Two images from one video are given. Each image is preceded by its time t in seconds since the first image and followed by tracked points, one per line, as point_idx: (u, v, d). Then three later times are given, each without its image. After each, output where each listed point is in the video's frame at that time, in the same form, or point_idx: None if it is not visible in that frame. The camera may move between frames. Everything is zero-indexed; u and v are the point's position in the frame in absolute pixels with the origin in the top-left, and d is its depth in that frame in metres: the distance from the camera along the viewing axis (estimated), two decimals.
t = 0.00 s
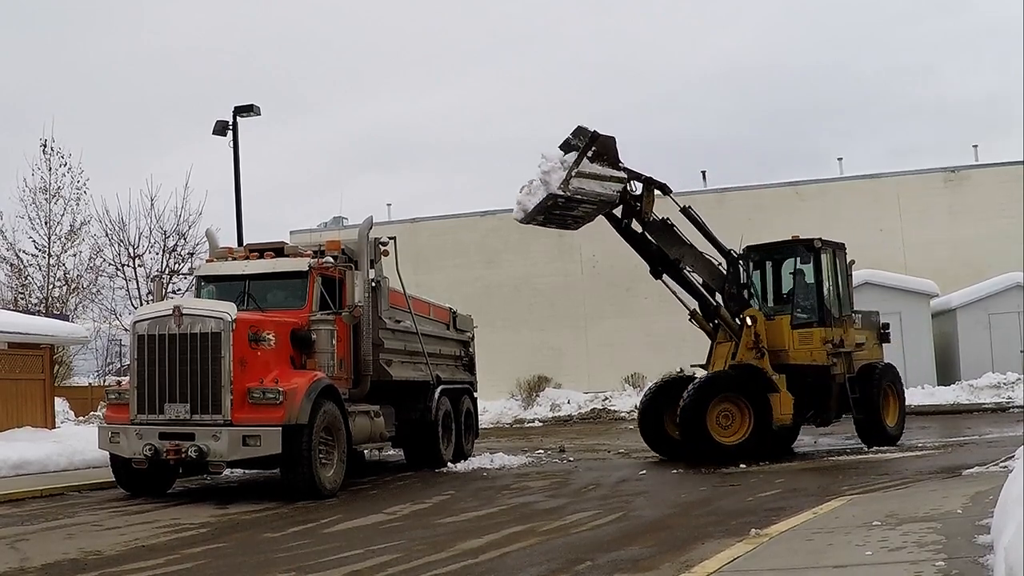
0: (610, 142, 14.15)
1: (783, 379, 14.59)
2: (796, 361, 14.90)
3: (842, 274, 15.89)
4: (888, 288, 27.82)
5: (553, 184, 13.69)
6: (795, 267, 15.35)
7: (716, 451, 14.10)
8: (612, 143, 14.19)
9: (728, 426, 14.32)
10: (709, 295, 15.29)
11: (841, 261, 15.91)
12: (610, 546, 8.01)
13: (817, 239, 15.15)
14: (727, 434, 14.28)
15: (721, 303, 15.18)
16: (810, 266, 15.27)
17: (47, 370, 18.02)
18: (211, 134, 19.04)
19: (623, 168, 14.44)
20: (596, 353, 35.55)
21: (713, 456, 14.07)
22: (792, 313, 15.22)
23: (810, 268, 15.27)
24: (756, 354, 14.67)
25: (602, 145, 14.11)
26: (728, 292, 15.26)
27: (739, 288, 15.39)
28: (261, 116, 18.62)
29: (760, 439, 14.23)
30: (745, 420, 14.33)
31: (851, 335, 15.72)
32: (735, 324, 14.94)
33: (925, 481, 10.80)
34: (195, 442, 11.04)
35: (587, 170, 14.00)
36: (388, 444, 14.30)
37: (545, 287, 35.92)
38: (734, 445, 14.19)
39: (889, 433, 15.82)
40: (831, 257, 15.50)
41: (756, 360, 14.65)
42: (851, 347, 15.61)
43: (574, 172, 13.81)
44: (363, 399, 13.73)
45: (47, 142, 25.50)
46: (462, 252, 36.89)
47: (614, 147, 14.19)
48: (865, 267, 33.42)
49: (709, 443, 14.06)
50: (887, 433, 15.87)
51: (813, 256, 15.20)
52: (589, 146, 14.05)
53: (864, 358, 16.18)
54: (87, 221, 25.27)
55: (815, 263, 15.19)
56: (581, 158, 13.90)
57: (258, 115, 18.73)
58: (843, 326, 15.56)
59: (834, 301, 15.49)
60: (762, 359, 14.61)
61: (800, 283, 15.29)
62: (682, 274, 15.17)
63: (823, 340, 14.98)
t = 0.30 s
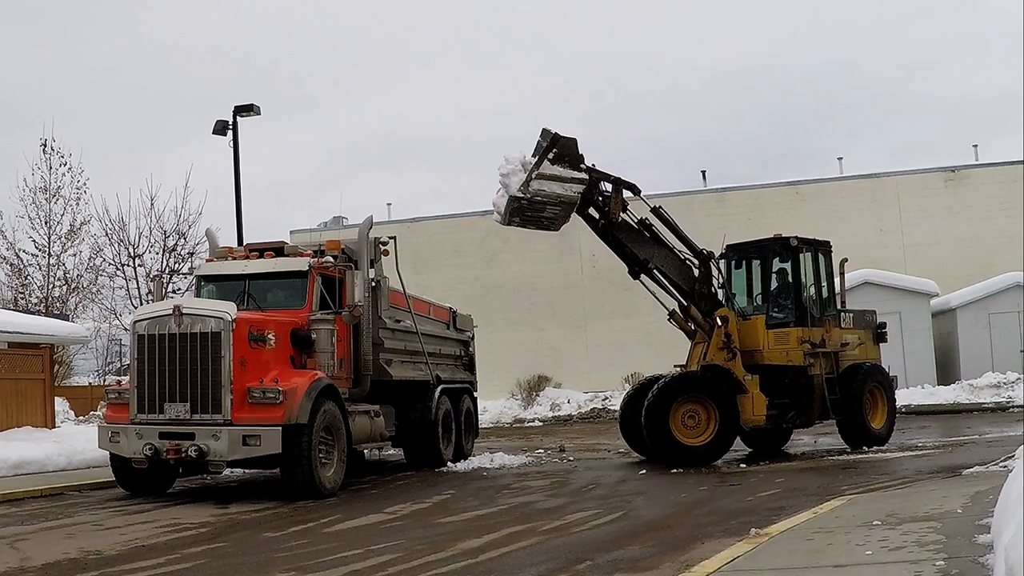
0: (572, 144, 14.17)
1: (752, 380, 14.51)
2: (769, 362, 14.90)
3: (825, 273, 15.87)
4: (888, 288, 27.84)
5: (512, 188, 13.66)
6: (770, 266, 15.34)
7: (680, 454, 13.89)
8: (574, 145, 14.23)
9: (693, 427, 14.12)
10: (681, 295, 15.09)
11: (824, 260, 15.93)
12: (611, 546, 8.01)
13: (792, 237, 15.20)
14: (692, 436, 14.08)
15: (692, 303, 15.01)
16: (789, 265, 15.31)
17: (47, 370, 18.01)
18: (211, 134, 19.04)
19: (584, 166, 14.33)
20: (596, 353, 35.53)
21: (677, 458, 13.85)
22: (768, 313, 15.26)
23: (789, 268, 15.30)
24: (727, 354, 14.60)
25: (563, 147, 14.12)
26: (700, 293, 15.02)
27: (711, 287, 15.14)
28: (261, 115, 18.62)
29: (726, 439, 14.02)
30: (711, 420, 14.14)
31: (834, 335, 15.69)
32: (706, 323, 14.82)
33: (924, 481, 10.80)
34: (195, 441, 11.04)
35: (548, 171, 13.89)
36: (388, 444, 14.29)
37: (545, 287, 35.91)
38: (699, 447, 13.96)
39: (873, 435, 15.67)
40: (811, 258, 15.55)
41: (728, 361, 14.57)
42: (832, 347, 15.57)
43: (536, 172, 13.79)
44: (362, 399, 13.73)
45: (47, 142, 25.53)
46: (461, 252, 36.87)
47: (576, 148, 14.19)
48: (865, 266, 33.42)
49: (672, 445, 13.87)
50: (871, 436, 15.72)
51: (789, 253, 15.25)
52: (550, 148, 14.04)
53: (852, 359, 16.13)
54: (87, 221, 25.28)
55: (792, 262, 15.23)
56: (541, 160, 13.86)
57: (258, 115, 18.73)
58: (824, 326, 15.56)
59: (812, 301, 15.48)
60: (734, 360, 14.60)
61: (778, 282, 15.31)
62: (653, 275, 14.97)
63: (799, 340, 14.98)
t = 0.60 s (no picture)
0: (533, 150, 14.27)
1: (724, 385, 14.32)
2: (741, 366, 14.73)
3: (804, 273, 15.68)
4: (888, 289, 27.90)
5: (473, 195, 13.58)
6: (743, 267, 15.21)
7: (642, 458, 13.98)
8: (535, 150, 14.29)
9: (657, 431, 14.14)
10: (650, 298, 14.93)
11: (803, 260, 15.73)
12: (612, 546, 8.04)
13: (765, 238, 15.06)
14: (656, 439, 14.11)
15: (661, 306, 14.86)
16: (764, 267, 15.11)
17: (47, 371, 18.02)
18: (211, 135, 19.06)
19: (544, 168, 14.45)
20: (596, 354, 35.53)
21: (640, 463, 13.95)
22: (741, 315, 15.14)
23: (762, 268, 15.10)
24: (697, 357, 14.41)
25: (524, 153, 14.21)
26: (667, 296, 14.76)
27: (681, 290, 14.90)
28: (261, 116, 18.63)
29: (689, 443, 13.96)
30: (675, 424, 14.10)
31: (813, 337, 15.56)
32: (675, 328, 14.76)
33: (924, 482, 10.82)
34: (195, 442, 11.04)
35: (509, 178, 13.94)
36: (388, 445, 14.31)
37: (545, 288, 35.93)
38: (661, 450, 14.00)
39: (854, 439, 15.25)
40: (786, 258, 15.40)
41: (698, 364, 14.39)
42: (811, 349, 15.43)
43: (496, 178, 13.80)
44: (363, 400, 13.74)
45: (47, 143, 25.58)
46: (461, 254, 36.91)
47: (536, 154, 14.28)
48: (865, 267, 33.44)
49: (633, 449, 13.97)
50: (851, 440, 15.33)
51: (762, 254, 15.07)
52: (511, 154, 14.13)
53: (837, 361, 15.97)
54: (87, 221, 25.31)
55: (767, 263, 15.03)
56: (502, 167, 13.89)
57: (258, 116, 18.74)
58: (801, 328, 15.40)
59: (788, 302, 15.31)
60: (703, 364, 14.40)
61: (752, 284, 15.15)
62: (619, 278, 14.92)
63: (772, 342, 14.85)
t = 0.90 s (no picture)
0: (495, 153, 14.12)
1: (693, 385, 14.04)
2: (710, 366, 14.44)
3: (780, 272, 15.29)
4: (888, 289, 27.93)
5: (438, 200, 13.70)
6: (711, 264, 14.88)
7: (604, 458, 13.95)
8: (499, 154, 14.20)
9: (621, 432, 14.06)
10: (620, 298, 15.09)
11: (780, 258, 15.35)
12: (611, 546, 8.01)
13: (733, 236, 14.75)
14: (619, 440, 14.04)
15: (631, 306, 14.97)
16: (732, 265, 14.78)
17: (47, 370, 18.00)
18: (211, 134, 19.05)
19: (512, 167, 14.50)
20: (596, 353, 35.50)
21: (601, 463, 13.90)
22: (710, 313, 14.77)
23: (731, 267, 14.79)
24: (663, 357, 14.23)
25: (487, 157, 14.10)
26: (634, 296, 14.86)
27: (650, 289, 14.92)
28: (260, 115, 18.63)
29: (650, 445, 13.84)
30: (640, 424, 13.99)
31: (790, 337, 15.11)
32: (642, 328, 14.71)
33: (924, 482, 10.79)
34: (195, 442, 11.03)
35: (472, 183, 13.91)
36: (388, 445, 14.29)
37: (545, 287, 35.92)
38: (623, 451, 13.93)
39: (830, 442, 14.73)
40: (759, 256, 15.05)
41: (664, 364, 14.21)
42: (787, 349, 14.99)
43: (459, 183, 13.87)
44: (362, 399, 13.73)
45: (47, 142, 25.60)
46: (462, 253, 36.93)
47: (498, 156, 14.12)
48: (865, 267, 33.42)
49: (593, 450, 13.92)
50: (826, 442, 14.75)
51: (730, 253, 14.78)
52: (474, 159, 14.08)
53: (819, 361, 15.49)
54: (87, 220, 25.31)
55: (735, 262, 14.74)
56: (466, 172, 13.89)
57: (258, 115, 18.73)
58: (776, 328, 14.97)
59: (760, 301, 14.91)
60: (671, 363, 14.16)
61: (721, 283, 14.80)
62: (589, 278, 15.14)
63: (742, 341, 14.52)
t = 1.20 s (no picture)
0: (458, 163, 13.78)
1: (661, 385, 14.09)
2: (678, 367, 14.46)
3: (756, 273, 15.04)
4: (889, 289, 27.93)
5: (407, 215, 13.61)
6: (681, 265, 14.87)
7: (570, 459, 14.03)
8: (462, 162, 13.88)
9: (588, 433, 14.14)
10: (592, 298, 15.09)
11: (756, 258, 15.10)
12: (611, 546, 8.00)
13: (702, 237, 14.66)
14: (586, 441, 14.11)
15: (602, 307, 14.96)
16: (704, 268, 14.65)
17: (47, 370, 18.00)
18: (211, 134, 19.05)
19: (480, 173, 14.19)
20: (596, 353, 35.51)
21: (567, 464, 13.99)
22: (680, 316, 14.71)
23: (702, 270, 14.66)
24: (632, 359, 14.29)
25: (450, 168, 13.81)
26: (603, 297, 14.82)
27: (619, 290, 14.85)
28: (260, 115, 18.62)
29: (615, 446, 13.89)
30: (605, 424, 14.05)
31: (765, 337, 14.91)
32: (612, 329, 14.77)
33: (924, 482, 10.79)
34: (195, 441, 11.03)
35: (438, 195, 13.67)
36: (388, 444, 14.29)
37: (545, 287, 35.92)
38: (589, 453, 14.01)
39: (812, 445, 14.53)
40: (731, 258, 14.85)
41: (632, 366, 14.28)
42: (762, 350, 14.79)
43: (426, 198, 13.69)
44: (362, 399, 13.73)
45: (47, 141, 25.62)
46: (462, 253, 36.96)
47: (462, 165, 13.77)
48: (866, 266, 33.41)
49: (559, 451, 14.01)
50: (800, 445, 14.50)
51: (699, 254, 14.71)
52: (438, 171, 13.87)
53: (798, 361, 15.33)
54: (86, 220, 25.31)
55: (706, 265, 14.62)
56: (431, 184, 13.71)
57: (258, 115, 18.73)
58: (749, 328, 14.79)
59: (731, 301, 14.73)
60: (639, 365, 14.24)
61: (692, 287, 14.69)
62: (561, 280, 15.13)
63: (711, 342, 14.43)
